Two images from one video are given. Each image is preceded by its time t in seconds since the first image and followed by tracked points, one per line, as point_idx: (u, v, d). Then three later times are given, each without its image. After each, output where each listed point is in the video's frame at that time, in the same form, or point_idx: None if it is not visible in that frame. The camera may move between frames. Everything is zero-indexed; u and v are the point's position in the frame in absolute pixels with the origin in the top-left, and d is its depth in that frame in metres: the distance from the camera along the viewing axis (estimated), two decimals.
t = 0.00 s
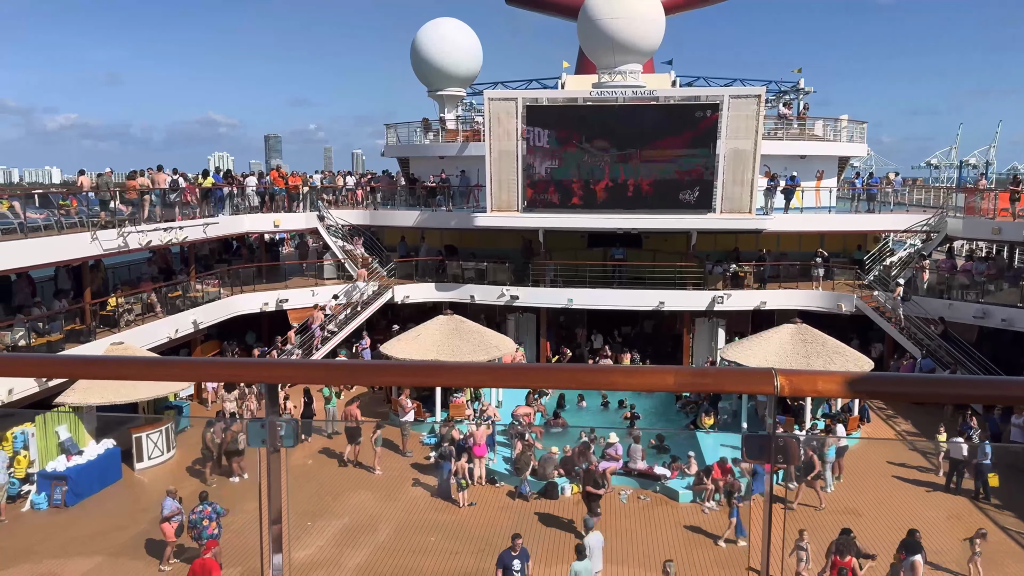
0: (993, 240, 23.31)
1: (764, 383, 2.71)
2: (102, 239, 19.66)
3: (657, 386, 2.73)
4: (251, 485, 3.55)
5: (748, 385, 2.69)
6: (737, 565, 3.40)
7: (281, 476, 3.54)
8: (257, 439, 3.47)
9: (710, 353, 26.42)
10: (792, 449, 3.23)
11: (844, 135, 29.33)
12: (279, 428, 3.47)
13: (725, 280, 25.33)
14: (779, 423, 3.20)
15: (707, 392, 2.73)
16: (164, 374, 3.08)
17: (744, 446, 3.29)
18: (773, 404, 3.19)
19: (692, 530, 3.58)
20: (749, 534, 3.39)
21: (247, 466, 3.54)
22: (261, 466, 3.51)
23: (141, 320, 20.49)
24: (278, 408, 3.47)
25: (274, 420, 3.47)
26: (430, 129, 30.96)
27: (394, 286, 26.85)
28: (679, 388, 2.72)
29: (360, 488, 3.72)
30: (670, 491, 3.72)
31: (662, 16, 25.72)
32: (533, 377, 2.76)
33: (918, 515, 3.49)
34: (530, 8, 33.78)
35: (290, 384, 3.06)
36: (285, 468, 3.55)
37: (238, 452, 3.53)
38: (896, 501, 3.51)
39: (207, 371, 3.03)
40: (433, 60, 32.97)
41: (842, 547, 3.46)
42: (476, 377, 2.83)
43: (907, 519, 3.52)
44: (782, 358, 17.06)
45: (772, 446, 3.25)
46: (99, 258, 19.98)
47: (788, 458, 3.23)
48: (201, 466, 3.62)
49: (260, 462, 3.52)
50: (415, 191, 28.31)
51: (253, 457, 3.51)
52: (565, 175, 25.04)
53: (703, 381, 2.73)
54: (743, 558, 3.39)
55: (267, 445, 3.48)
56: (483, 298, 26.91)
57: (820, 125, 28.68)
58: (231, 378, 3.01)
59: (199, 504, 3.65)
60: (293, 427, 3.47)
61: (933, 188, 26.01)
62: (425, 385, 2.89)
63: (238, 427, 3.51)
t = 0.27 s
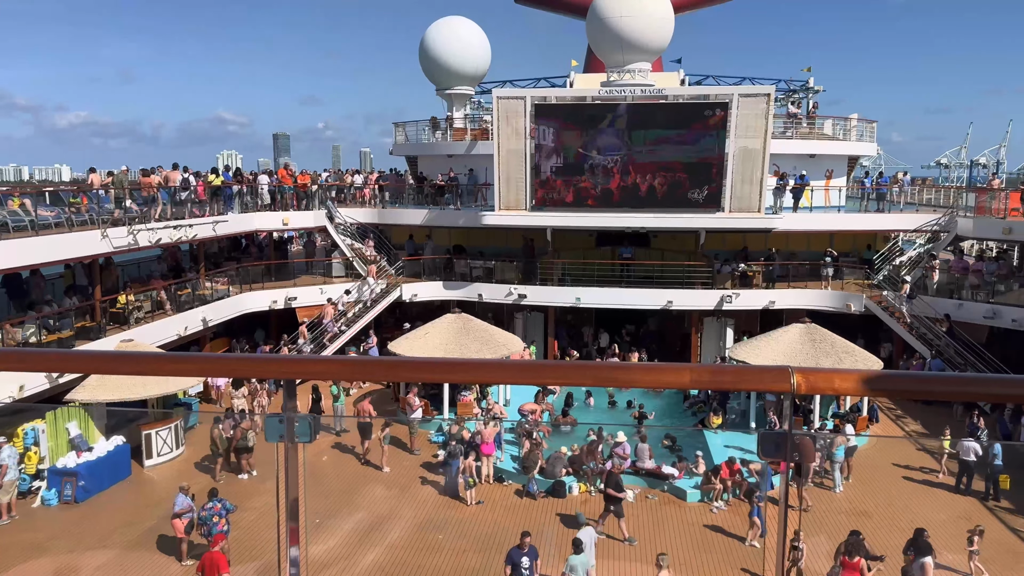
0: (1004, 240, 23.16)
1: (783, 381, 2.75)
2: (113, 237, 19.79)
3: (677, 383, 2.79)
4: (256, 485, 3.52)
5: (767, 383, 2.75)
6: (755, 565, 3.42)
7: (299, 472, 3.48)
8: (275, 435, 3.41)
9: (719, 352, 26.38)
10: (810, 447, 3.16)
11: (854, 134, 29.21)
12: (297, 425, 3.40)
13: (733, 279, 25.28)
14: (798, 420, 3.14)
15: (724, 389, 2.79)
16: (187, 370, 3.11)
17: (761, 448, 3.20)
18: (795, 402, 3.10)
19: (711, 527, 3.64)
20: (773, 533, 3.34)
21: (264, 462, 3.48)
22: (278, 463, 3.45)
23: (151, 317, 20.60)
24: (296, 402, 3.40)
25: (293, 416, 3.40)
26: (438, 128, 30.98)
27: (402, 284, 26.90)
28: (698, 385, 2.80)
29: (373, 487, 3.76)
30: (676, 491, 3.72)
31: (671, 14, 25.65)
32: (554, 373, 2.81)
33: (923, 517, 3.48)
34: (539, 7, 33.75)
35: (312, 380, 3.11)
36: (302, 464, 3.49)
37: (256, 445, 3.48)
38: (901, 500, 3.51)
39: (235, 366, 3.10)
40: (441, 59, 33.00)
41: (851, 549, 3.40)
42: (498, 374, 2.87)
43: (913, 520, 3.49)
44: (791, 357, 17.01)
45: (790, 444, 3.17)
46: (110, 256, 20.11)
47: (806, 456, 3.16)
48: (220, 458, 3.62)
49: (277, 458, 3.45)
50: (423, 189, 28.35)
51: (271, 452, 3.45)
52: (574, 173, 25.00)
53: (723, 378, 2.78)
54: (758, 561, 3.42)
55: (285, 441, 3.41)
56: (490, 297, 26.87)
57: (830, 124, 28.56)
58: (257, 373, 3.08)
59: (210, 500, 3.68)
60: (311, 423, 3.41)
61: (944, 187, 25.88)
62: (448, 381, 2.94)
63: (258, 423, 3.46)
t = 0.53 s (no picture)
0: (1011, 240, 23.06)
1: (794, 379, 2.76)
2: (119, 235, 19.86)
3: (687, 382, 2.79)
4: (259, 482, 3.58)
5: (775, 382, 2.76)
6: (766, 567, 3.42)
7: (309, 469, 3.52)
8: (286, 432, 3.47)
9: (725, 352, 26.34)
10: (820, 447, 3.16)
11: (861, 133, 29.09)
12: (308, 422, 3.46)
13: (739, 279, 25.24)
14: (807, 418, 3.16)
15: (735, 388, 2.78)
16: (195, 367, 3.13)
17: (769, 446, 3.24)
18: (803, 401, 3.12)
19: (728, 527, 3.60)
20: (778, 533, 3.37)
21: (274, 459, 3.52)
22: (289, 459, 3.50)
23: (158, 315, 20.66)
24: (306, 400, 3.44)
25: (304, 413, 3.46)
26: (444, 126, 30.98)
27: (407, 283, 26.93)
28: (707, 384, 2.80)
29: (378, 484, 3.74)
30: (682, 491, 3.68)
31: (678, 13, 25.60)
32: (562, 372, 2.82)
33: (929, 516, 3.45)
34: (545, 5, 33.69)
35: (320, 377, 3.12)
36: (311, 461, 3.53)
37: (262, 442, 3.50)
38: (911, 498, 3.45)
39: (243, 364, 3.11)
40: (447, 57, 33.01)
41: (857, 549, 3.42)
42: (507, 372, 2.88)
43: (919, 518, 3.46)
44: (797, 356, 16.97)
45: (800, 443, 3.17)
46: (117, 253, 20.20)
47: (815, 456, 3.17)
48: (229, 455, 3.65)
49: (289, 455, 3.51)
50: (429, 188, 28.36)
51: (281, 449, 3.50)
52: (580, 172, 24.96)
53: (733, 378, 2.77)
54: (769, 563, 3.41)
55: (296, 438, 3.47)
56: (496, 295, 26.84)
57: (837, 123, 28.47)
58: (268, 369, 3.10)
59: (216, 498, 3.66)
60: (321, 421, 3.47)
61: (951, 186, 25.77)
62: (456, 378, 2.94)
63: (268, 419, 3.49)
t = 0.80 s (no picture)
0: (1014, 240, 23.04)
1: (803, 379, 2.76)
2: (122, 234, 19.89)
3: (694, 381, 2.81)
4: (263, 480, 3.57)
5: (784, 382, 2.76)
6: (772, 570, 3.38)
7: (316, 467, 3.53)
8: (293, 430, 3.45)
9: (727, 352, 26.33)
10: (829, 448, 3.15)
11: (863, 134, 29.07)
12: (316, 420, 3.43)
13: (741, 279, 25.23)
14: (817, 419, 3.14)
15: (743, 387, 2.80)
16: (200, 366, 3.13)
17: (780, 446, 3.20)
18: (812, 399, 3.09)
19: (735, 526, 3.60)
20: (791, 531, 3.33)
21: (279, 458, 3.51)
22: (296, 458, 3.49)
23: (160, 314, 20.67)
24: (313, 399, 3.43)
25: (311, 412, 3.43)
26: (446, 126, 31.00)
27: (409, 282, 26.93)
28: (714, 382, 2.81)
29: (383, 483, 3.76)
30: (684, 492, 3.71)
31: (681, 13, 25.59)
32: (571, 371, 2.82)
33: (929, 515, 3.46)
34: (547, 5, 33.70)
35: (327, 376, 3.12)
36: (318, 459, 3.53)
37: (268, 440, 3.51)
38: (910, 498, 3.48)
39: (249, 362, 3.11)
40: (450, 57, 33.01)
41: (861, 548, 3.39)
42: (519, 371, 2.90)
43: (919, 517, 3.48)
44: (798, 356, 16.97)
45: (810, 443, 3.16)
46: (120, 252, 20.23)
47: (824, 455, 3.17)
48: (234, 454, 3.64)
49: (295, 454, 3.50)
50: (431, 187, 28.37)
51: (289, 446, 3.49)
52: (582, 171, 24.95)
53: (740, 377, 2.79)
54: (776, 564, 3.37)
55: (303, 436, 3.46)
56: (498, 295, 26.84)
57: (839, 123, 28.46)
58: (276, 368, 3.11)
59: (220, 496, 3.73)
60: (328, 419, 3.44)
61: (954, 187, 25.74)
62: (465, 377, 2.96)
63: (276, 416, 3.48)
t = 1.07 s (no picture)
0: (1011, 241, 23.09)
1: (803, 378, 2.76)
2: (120, 234, 19.87)
3: (695, 380, 2.80)
4: (260, 480, 3.59)
5: (785, 381, 2.75)
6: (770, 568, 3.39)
7: (316, 467, 3.53)
8: (292, 430, 3.44)
9: (725, 352, 26.35)
10: (827, 447, 3.17)
11: (862, 134, 29.11)
12: (315, 419, 3.42)
13: (740, 279, 25.24)
14: (818, 419, 3.13)
15: (744, 387, 2.80)
16: (198, 366, 3.11)
17: (780, 445, 3.21)
18: (813, 400, 3.09)
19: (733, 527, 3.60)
20: (793, 533, 3.31)
21: (278, 458, 3.51)
22: (295, 458, 3.49)
23: (158, 314, 20.65)
24: (311, 399, 3.39)
25: (310, 411, 3.41)
26: (445, 126, 31.01)
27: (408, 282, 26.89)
28: (715, 382, 2.81)
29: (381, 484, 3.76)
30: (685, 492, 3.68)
31: (679, 13, 25.63)
32: (570, 371, 2.83)
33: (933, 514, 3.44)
34: (546, 6, 33.72)
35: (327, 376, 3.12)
36: (319, 459, 3.53)
37: (266, 440, 3.51)
38: (912, 499, 3.46)
39: (246, 363, 3.09)
40: (448, 57, 33.01)
41: (857, 547, 3.40)
42: (522, 370, 2.90)
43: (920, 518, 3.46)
44: (796, 356, 16.99)
45: (809, 442, 3.17)
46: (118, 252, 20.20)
47: (823, 455, 3.18)
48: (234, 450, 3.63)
49: (295, 454, 3.49)
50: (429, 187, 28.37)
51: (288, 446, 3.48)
52: (581, 172, 24.94)
53: (737, 377, 2.80)
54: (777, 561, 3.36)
55: (302, 436, 3.45)
56: (496, 296, 26.84)
57: (837, 124, 28.52)
58: (276, 368, 3.11)
59: (216, 497, 3.68)
60: (327, 418, 3.42)
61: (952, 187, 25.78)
62: (467, 378, 2.96)
63: (275, 416, 3.47)
